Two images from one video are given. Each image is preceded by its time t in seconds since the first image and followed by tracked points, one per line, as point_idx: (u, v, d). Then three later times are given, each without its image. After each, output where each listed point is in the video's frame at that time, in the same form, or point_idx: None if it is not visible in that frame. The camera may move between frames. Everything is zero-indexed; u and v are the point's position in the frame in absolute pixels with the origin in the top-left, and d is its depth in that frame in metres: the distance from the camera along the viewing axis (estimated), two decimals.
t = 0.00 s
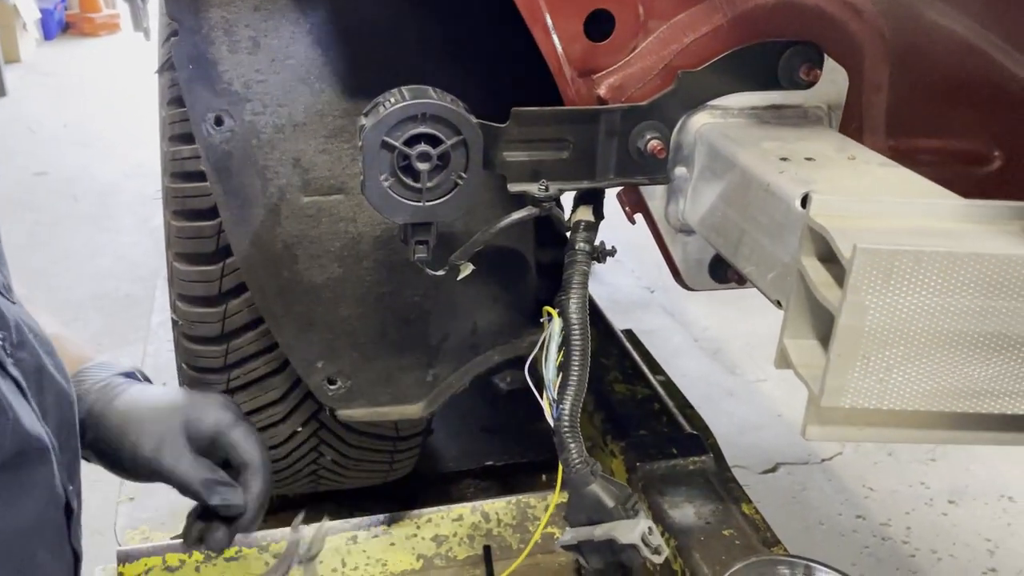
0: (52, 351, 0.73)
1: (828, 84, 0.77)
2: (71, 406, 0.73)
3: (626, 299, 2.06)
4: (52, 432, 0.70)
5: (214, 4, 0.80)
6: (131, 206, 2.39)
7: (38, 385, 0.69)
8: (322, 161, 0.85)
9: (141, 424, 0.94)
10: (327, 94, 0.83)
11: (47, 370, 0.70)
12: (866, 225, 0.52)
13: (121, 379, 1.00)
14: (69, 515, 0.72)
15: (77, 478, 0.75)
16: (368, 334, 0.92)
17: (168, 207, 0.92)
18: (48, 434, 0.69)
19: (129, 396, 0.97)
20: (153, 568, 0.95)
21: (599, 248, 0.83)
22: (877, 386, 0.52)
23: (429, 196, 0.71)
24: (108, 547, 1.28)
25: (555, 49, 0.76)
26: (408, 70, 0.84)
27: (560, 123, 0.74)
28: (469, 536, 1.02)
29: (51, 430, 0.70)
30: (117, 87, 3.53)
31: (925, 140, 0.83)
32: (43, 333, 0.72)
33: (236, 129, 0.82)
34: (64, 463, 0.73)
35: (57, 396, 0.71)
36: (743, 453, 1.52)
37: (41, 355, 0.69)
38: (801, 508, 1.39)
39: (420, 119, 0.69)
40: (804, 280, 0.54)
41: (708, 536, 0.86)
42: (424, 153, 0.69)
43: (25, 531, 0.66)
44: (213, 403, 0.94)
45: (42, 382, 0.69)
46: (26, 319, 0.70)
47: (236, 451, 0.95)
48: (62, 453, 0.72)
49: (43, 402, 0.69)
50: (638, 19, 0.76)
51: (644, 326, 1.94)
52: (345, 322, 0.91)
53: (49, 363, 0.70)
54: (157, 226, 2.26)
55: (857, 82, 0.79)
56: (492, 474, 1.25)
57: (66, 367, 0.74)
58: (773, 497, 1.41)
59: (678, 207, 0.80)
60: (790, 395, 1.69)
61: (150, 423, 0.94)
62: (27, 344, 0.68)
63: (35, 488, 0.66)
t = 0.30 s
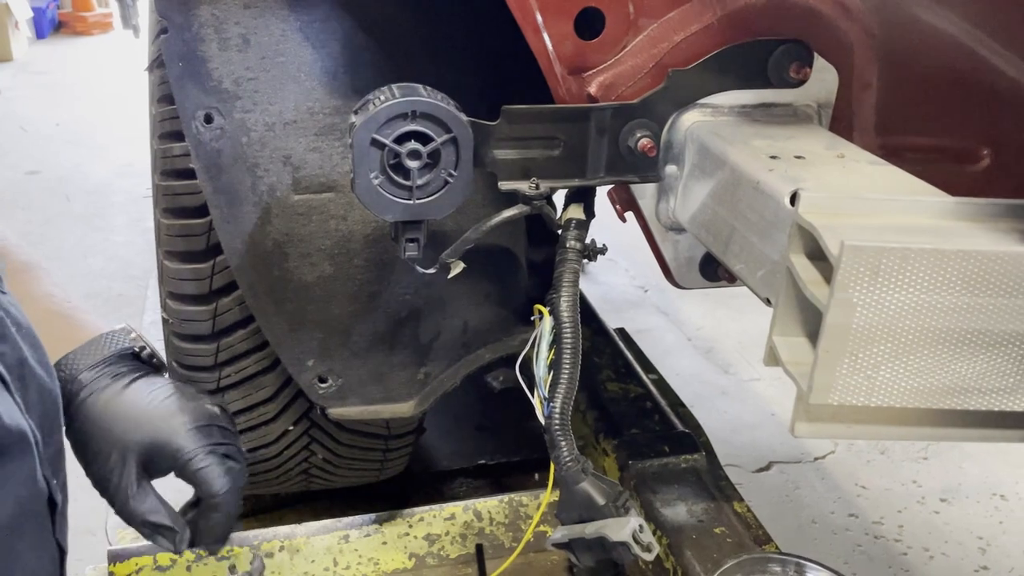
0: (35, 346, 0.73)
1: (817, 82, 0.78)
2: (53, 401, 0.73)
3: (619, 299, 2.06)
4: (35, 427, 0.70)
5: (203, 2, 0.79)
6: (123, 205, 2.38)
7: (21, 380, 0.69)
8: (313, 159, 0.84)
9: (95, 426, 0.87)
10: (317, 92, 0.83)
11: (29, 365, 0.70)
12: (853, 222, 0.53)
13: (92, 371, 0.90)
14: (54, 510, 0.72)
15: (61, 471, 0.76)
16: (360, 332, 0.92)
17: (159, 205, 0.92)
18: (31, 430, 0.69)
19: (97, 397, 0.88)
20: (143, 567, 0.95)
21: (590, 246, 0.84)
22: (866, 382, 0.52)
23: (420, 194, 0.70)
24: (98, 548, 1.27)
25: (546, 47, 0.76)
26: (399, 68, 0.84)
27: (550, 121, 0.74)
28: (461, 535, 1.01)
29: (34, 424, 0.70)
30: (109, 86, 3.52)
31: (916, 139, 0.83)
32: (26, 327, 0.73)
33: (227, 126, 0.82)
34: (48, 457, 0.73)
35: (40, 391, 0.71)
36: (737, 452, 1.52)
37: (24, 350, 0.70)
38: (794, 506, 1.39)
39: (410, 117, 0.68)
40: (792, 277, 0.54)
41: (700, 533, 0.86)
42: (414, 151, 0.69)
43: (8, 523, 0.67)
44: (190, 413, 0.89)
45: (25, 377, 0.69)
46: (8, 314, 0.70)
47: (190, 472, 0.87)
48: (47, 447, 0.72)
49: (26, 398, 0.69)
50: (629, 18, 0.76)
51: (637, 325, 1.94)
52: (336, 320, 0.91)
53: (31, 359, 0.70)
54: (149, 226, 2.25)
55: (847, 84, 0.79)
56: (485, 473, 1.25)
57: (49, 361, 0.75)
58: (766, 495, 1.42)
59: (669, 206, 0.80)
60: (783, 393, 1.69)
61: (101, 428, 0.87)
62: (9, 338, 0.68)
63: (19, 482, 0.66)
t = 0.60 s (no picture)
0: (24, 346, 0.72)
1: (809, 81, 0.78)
2: (36, 402, 0.72)
3: (613, 299, 2.06)
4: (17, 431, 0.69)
5: None
6: (115, 206, 2.36)
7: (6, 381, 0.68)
8: (304, 158, 0.84)
9: (119, 410, 0.88)
10: (309, 91, 0.83)
11: (15, 365, 0.69)
12: (844, 220, 0.53)
13: (107, 364, 0.90)
14: (35, 511, 0.72)
15: (43, 471, 0.76)
16: (352, 331, 0.92)
17: (150, 204, 0.91)
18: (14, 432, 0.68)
19: (115, 387, 0.89)
20: (135, 567, 0.94)
21: (582, 244, 0.83)
22: (857, 380, 0.52)
23: (411, 192, 0.70)
24: (90, 549, 1.27)
25: (538, 45, 0.76)
26: (391, 66, 0.84)
27: (543, 120, 0.74)
28: (455, 535, 1.01)
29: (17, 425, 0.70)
30: (102, 85, 3.50)
31: (909, 137, 0.83)
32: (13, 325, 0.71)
33: (219, 125, 0.82)
34: (29, 458, 0.73)
35: (24, 391, 0.70)
36: (731, 451, 1.52)
37: (9, 349, 0.68)
38: (788, 505, 1.39)
39: (401, 115, 0.68)
40: (783, 275, 0.54)
41: (694, 532, 0.86)
42: (406, 150, 0.69)
43: None
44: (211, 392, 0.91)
45: (10, 378, 0.68)
46: None
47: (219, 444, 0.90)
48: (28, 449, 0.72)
49: (9, 399, 0.68)
50: (621, 17, 0.77)
51: (631, 325, 1.94)
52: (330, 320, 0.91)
53: (16, 360, 0.69)
54: (141, 225, 2.24)
55: (840, 77, 0.80)
56: (479, 473, 1.25)
57: (35, 360, 0.73)
58: (760, 494, 1.42)
59: (662, 204, 0.80)
60: (777, 393, 1.69)
61: (122, 413, 0.88)
62: None
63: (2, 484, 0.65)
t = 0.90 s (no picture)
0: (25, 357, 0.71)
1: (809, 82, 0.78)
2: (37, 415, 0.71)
3: (610, 299, 2.06)
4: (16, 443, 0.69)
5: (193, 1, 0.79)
6: (110, 206, 2.36)
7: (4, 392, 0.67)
8: (303, 159, 0.84)
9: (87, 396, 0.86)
10: (308, 92, 0.83)
11: (13, 377, 0.68)
12: (845, 222, 0.53)
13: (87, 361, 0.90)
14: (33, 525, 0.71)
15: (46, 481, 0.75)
16: (351, 332, 0.92)
17: (149, 206, 0.91)
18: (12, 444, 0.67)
19: (90, 380, 0.87)
20: (135, 569, 0.94)
21: (583, 246, 0.83)
22: (859, 381, 0.52)
23: (412, 194, 0.70)
24: (86, 550, 1.26)
25: (538, 47, 0.76)
26: (391, 67, 0.84)
27: (543, 121, 0.74)
28: (454, 536, 1.01)
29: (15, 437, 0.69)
30: (98, 86, 3.49)
31: (909, 138, 0.84)
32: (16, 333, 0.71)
33: (218, 126, 0.82)
34: (29, 469, 0.71)
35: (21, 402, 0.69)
36: (728, 452, 1.52)
37: (7, 360, 0.67)
38: (785, 505, 1.39)
39: (402, 117, 0.68)
40: (785, 277, 0.54)
41: (692, 533, 0.86)
42: (406, 151, 0.69)
43: None
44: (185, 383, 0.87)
45: (8, 389, 0.67)
46: None
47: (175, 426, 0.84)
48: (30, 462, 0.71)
49: (9, 409, 0.68)
50: (620, 18, 0.77)
51: (628, 325, 1.94)
52: (329, 321, 0.91)
53: (15, 370, 0.68)
54: (137, 226, 2.24)
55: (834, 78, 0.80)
56: (477, 474, 1.25)
57: (36, 370, 0.72)
58: (757, 495, 1.42)
59: (663, 205, 0.80)
60: (774, 393, 1.69)
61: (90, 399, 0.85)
62: None
63: None
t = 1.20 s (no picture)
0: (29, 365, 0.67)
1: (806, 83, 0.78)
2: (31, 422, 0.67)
3: (607, 299, 2.06)
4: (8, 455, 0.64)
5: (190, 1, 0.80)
6: (106, 207, 2.35)
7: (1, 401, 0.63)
8: (301, 160, 0.84)
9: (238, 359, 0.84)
10: (306, 93, 0.83)
11: (11, 386, 0.64)
12: (845, 222, 0.53)
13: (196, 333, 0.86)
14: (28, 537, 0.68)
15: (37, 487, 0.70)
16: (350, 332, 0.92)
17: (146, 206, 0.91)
18: (2, 457, 0.62)
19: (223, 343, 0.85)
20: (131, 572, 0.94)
21: (581, 247, 0.83)
22: (861, 381, 0.52)
23: (411, 194, 0.70)
24: (83, 553, 1.26)
25: (537, 48, 0.76)
26: (389, 69, 0.84)
27: (540, 121, 0.75)
28: (451, 537, 1.00)
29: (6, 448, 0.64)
30: (95, 86, 3.49)
31: (904, 138, 0.84)
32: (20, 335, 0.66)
33: (214, 126, 0.83)
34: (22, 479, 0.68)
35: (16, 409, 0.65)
36: (725, 452, 1.52)
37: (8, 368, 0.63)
38: (781, 505, 1.40)
39: (400, 117, 0.68)
40: (784, 277, 0.54)
41: (690, 533, 0.86)
42: (404, 151, 0.69)
43: None
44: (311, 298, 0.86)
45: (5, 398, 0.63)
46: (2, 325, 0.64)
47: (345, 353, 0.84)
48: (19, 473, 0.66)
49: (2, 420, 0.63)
50: (618, 18, 0.77)
51: (625, 326, 1.94)
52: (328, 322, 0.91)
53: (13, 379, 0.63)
54: (133, 227, 2.23)
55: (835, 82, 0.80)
56: (474, 474, 1.25)
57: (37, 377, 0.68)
58: (754, 494, 1.42)
59: (661, 206, 0.80)
60: (771, 393, 1.70)
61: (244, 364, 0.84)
62: None
63: None
